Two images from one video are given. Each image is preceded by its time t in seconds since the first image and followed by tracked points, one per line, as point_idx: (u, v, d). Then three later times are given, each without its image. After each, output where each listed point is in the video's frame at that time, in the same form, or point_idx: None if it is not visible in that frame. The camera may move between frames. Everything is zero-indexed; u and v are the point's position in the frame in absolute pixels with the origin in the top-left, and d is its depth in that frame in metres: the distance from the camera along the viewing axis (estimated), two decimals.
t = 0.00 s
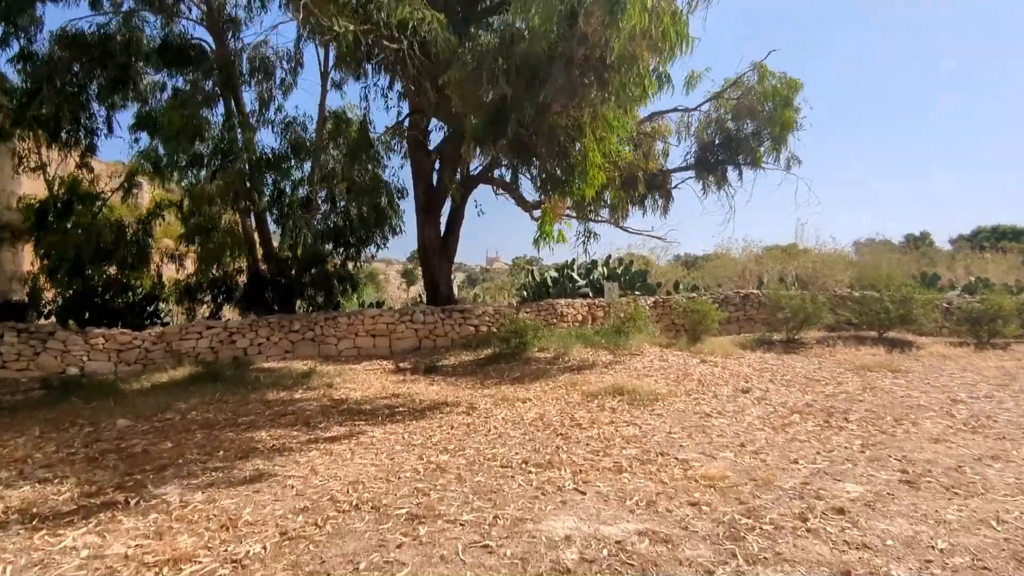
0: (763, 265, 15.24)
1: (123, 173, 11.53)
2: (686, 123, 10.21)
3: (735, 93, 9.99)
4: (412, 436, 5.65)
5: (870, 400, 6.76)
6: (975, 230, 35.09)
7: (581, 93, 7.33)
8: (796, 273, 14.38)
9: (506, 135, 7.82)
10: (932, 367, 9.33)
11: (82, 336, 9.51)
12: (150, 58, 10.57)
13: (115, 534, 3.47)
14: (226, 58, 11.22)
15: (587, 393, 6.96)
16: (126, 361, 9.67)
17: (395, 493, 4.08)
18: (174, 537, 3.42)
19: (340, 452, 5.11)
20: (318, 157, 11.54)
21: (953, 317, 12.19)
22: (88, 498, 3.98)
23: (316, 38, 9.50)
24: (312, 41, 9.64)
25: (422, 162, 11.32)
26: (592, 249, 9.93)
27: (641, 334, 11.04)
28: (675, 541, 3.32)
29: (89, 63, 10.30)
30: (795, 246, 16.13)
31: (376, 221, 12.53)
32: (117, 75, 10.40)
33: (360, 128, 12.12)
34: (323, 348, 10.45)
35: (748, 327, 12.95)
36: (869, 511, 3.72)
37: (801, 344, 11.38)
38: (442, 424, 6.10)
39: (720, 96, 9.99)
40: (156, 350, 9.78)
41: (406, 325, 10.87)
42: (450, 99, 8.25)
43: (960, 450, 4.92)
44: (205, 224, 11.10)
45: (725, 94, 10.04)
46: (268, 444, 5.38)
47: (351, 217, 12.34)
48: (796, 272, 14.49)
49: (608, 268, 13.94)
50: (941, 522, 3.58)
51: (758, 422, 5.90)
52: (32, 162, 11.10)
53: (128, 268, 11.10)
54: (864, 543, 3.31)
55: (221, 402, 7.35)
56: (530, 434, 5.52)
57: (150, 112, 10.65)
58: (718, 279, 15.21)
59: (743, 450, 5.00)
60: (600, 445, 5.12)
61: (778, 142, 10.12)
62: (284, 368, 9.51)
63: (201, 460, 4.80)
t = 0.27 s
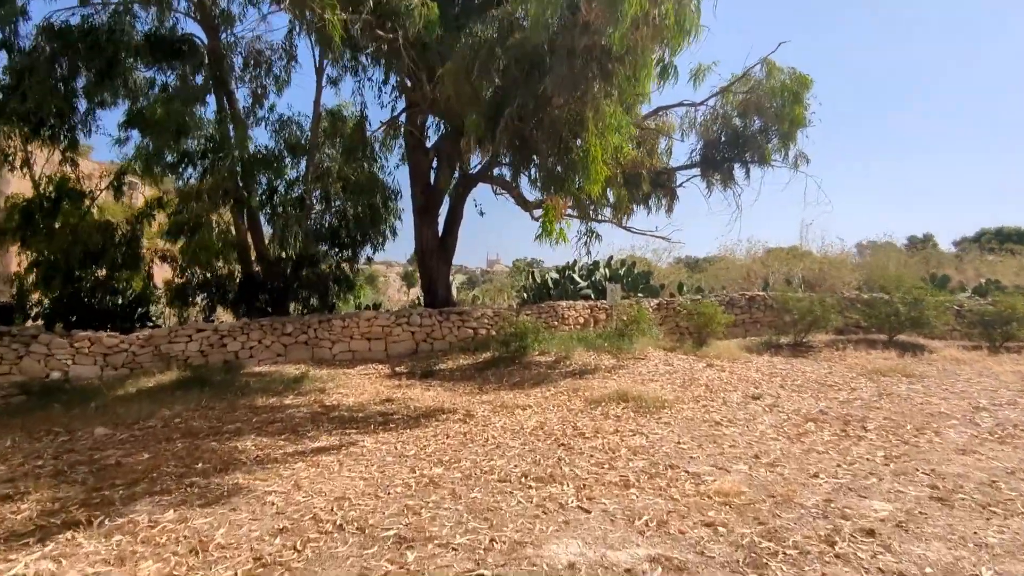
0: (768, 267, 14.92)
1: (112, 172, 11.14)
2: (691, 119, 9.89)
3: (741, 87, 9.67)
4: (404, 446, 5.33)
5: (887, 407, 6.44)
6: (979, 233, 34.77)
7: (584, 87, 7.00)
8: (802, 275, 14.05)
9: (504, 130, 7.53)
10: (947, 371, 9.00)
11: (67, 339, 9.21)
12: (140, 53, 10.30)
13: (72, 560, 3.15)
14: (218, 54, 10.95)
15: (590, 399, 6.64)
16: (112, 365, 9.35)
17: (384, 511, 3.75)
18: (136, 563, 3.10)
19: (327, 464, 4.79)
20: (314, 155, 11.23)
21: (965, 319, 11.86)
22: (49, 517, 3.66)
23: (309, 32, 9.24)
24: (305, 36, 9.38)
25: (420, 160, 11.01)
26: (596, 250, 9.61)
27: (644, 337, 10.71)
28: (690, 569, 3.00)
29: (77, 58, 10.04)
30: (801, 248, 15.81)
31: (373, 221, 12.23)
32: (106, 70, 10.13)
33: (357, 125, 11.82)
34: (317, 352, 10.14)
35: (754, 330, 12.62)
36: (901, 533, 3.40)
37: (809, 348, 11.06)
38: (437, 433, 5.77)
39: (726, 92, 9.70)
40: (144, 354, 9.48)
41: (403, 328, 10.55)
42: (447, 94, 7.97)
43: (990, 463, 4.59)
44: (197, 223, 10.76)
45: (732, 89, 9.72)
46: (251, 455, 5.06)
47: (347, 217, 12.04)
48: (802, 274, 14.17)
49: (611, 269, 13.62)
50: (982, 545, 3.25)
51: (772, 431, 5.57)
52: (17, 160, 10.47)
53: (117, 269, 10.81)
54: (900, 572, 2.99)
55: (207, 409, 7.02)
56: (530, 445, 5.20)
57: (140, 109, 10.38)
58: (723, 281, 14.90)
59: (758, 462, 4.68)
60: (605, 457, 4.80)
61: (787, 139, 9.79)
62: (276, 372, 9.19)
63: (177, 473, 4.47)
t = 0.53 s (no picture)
0: (774, 268, 14.58)
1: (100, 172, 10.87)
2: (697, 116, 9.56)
3: (748, 84, 9.46)
4: (396, 460, 4.99)
5: (906, 417, 6.10)
6: (983, 233, 34.42)
7: (587, 78, 6.75)
8: (809, 276, 13.72)
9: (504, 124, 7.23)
10: (963, 377, 8.67)
11: (50, 343, 8.88)
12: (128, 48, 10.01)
13: None
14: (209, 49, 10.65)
15: (593, 408, 6.30)
16: (97, 370, 9.03)
17: (370, 537, 3.42)
18: None
19: (312, 481, 4.46)
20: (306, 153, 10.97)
21: (978, 322, 11.52)
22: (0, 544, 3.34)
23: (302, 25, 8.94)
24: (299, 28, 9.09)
25: (417, 157, 10.69)
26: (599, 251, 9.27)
27: (648, 341, 10.38)
28: None
29: (63, 53, 9.74)
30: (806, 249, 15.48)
31: (369, 222, 11.69)
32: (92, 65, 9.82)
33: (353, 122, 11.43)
34: (310, 356, 9.81)
35: (760, 333, 12.28)
36: (941, 565, 3.07)
37: (818, 352, 10.72)
38: (431, 445, 5.44)
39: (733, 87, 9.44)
40: (130, 358, 9.14)
41: (399, 331, 10.23)
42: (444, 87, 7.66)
43: None
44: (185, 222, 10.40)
45: (738, 85, 9.41)
46: (231, 471, 4.72)
47: (342, 218, 11.61)
48: (809, 276, 13.83)
49: (613, 271, 13.28)
50: None
51: (787, 444, 5.24)
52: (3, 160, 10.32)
53: (104, 270, 10.46)
54: None
55: (190, 417, 6.69)
56: (530, 459, 4.86)
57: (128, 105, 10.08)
58: (728, 283, 14.56)
59: (774, 479, 4.34)
60: (611, 473, 4.46)
61: (796, 137, 9.45)
62: (266, 378, 8.86)
63: (148, 491, 4.14)
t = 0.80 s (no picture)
0: (780, 266, 14.22)
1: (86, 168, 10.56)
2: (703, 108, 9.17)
3: (756, 76, 9.05)
4: (386, 469, 4.64)
5: (930, 421, 5.75)
6: (987, 233, 34.07)
7: (591, 61, 6.42)
8: (816, 275, 13.36)
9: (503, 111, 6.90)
10: (982, 378, 8.32)
11: (31, 343, 8.53)
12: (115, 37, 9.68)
13: None
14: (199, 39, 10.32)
15: (598, 412, 5.95)
16: (80, 370, 8.68)
17: (353, 559, 3.08)
18: None
19: (294, 493, 4.12)
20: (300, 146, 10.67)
21: (993, 321, 11.16)
22: None
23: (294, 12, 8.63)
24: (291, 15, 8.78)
25: (412, 151, 10.35)
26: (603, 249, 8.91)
27: (653, 341, 10.04)
28: None
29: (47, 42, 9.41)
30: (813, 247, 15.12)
31: (365, 218, 11.39)
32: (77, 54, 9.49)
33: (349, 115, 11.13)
34: (302, 357, 9.47)
35: (767, 333, 11.94)
36: None
37: (828, 352, 10.38)
38: (425, 452, 5.09)
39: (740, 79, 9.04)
40: (115, 359, 8.79)
41: (394, 331, 9.88)
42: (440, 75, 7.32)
43: None
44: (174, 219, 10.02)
45: (746, 76, 9.01)
46: (207, 482, 4.38)
47: (337, 213, 11.30)
48: (816, 274, 13.47)
49: (616, 269, 12.93)
50: None
51: (806, 450, 4.89)
52: None
53: (89, 267, 10.11)
54: None
55: (171, 421, 6.34)
56: (530, 467, 4.52)
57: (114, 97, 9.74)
58: (733, 281, 14.19)
59: (796, 490, 4.00)
60: (618, 483, 4.12)
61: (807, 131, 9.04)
62: (256, 379, 8.51)
63: (113, 504, 3.80)
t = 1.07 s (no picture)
0: (785, 266, 13.91)
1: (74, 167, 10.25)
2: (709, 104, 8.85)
3: (764, 70, 8.69)
4: (377, 486, 4.34)
5: (952, 431, 5.46)
6: (990, 232, 33.78)
7: (595, 51, 6.14)
8: (823, 276, 13.05)
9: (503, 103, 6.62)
10: (999, 383, 8.03)
11: (12, 347, 8.22)
12: (102, 30, 9.38)
13: None
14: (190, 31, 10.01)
15: (601, 422, 5.65)
16: (64, 376, 8.37)
17: None
18: None
19: (275, 515, 3.81)
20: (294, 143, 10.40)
21: (1006, 323, 10.87)
22: None
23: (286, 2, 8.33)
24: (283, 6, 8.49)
25: (408, 148, 10.04)
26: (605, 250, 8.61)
27: (656, 344, 9.75)
28: None
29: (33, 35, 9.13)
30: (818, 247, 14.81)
31: (361, 218, 11.15)
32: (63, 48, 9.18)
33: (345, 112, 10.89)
34: (294, 361, 9.16)
35: (773, 336, 11.64)
36: None
37: (836, 356, 10.09)
38: (418, 466, 4.78)
39: (747, 74, 8.68)
40: (100, 364, 8.49)
41: (390, 334, 9.57)
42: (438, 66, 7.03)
43: None
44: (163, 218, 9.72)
45: (754, 71, 8.65)
46: (183, 501, 4.07)
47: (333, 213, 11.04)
48: (823, 275, 13.17)
49: (617, 270, 12.63)
50: None
51: (824, 464, 4.59)
52: None
53: (75, 269, 9.78)
54: None
55: (153, 431, 6.03)
56: (531, 484, 4.21)
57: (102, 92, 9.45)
58: (738, 282, 13.88)
59: (818, 511, 3.70)
60: (626, 504, 3.82)
61: (816, 129, 8.69)
62: (245, 384, 8.21)
63: (77, 528, 3.50)
